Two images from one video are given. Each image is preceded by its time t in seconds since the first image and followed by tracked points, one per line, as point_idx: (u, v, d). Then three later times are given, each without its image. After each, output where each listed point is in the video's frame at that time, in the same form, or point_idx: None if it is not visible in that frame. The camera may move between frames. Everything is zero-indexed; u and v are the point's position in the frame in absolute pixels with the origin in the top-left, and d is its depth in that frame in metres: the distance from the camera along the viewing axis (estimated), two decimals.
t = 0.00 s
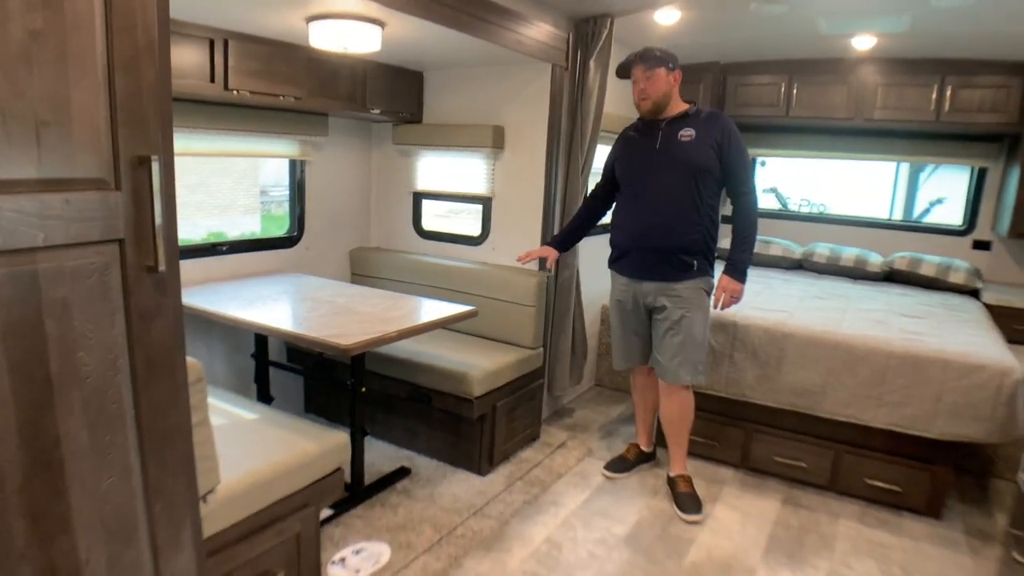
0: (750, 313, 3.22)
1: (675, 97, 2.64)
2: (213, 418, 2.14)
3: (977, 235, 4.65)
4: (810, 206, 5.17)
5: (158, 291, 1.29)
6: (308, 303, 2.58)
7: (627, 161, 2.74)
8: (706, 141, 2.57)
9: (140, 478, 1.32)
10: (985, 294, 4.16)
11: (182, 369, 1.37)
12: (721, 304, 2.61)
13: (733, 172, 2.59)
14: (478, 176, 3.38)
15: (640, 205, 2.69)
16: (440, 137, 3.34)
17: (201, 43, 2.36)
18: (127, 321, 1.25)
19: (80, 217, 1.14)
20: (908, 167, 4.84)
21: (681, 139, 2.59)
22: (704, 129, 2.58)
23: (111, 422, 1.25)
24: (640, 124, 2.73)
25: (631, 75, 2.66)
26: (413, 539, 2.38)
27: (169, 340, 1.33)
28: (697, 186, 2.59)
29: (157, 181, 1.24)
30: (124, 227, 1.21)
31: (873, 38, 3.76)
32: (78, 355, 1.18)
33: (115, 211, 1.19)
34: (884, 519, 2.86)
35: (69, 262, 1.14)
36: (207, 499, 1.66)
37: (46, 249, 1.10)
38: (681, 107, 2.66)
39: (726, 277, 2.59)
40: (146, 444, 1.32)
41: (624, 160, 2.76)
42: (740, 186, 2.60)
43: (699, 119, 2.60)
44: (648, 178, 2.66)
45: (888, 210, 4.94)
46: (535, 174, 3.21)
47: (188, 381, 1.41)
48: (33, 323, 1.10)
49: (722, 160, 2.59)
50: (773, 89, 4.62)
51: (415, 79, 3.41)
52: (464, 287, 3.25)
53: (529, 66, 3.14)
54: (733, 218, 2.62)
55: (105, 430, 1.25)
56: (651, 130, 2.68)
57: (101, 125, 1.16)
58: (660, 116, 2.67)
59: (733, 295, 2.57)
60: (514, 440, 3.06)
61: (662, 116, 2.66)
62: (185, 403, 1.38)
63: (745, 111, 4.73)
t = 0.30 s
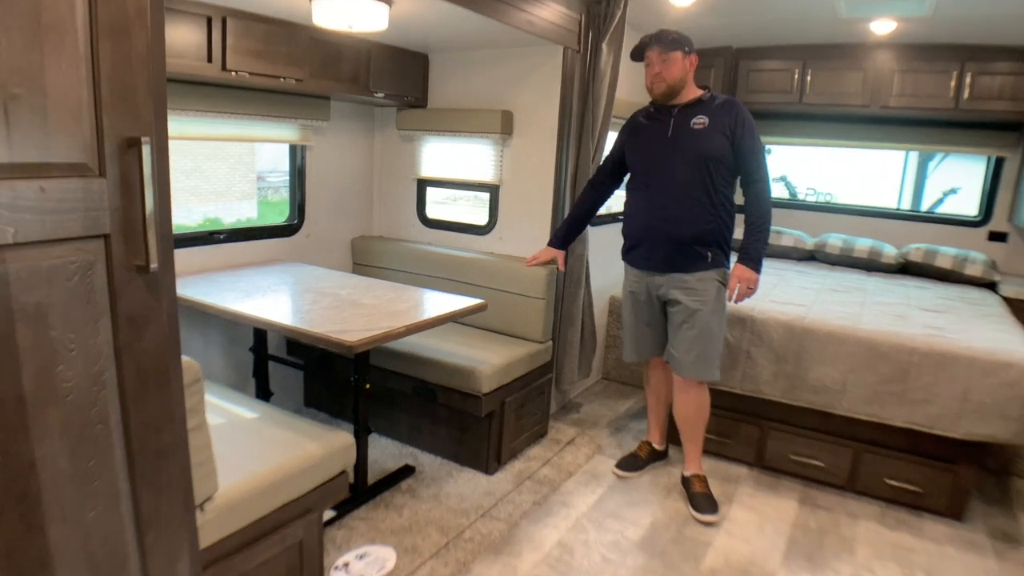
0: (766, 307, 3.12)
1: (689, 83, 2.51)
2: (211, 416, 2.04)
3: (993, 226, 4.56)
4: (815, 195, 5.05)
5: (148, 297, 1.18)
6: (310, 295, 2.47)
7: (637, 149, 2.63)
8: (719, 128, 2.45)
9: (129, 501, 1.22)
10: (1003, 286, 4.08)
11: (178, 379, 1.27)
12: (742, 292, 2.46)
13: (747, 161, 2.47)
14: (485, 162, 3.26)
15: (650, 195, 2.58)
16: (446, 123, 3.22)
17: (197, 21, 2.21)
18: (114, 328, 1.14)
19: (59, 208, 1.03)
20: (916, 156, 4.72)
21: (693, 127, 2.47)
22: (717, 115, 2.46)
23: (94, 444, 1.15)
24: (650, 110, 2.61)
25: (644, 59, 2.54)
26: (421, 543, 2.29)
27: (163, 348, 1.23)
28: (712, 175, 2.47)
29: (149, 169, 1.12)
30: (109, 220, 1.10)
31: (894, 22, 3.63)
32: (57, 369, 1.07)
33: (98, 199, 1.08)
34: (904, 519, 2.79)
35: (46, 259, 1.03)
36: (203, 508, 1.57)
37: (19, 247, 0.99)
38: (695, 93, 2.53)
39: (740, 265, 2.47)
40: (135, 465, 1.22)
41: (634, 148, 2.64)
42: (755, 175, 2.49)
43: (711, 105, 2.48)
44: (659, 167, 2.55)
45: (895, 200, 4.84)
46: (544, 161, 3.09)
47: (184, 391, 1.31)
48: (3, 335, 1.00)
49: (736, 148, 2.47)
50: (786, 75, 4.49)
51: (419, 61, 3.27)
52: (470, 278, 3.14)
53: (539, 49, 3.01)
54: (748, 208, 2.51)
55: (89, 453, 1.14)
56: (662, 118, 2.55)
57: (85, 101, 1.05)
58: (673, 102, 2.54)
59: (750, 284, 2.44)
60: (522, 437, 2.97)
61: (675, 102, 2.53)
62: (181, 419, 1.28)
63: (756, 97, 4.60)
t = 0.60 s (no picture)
0: (780, 319, 3.04)
1: (701, 87, 2.43)
2: (207, 432, 1.97)
3: (1008, 236, 4.46)
4: (824, 202, 4.97)
5: (122, 330, 1.15)
6: (312, 304, 2.40)
7: (649, 158, 2.55)
8: (733, 136, 2.36)
9: (97, 546, 1.19)
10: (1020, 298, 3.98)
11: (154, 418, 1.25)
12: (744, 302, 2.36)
13: (762, 168, 2.39)
14: (491, 169, 3.19)
15: (664, 205, 2.49)
16: (452, 128, 3.15)
17: (197, 22, 2.14)
18: (82, 362, 1.11)
19: (14, 228, 0.98)
20: (926, 164, 4.64)
21: (705, 135, 2.39)
22: (730, 122, 2.37)
23: (59, 490, 1.11)
24: (661, 118, 2.53)
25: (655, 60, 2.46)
26: (423, 562, 2.21)
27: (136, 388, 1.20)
28: (728, 184, 2.39)
29: (116, 182, 1.08)
30: (76, 240, 1.06)
31: (910, 27, 3.55)
32: (17, 411, 1.04)
33: (62, 215, 1.04)
34: (923, 540, 2.69)
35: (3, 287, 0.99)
36: (191, 534, 1.49)
37: None
38: (706, 98, 2.45)
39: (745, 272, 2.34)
40: (106, 510, 1.19)
41: (645, 157, 2.56)
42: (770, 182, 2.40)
43: (724, 112, 2.39)
44: (672, 177, 2.47)
45: (905, 207, 4.75)
46: (553, 167, 3.02)
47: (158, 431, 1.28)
48: None
49: (750, 155, 2.39)
50: (798, 81, 4.41)
51: (425, 65, 3.20)
52: (476, 287, 3.06)
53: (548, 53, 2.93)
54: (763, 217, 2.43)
55: (52, 501, 1.11)
56: (675, 125, 2.47)
57: (45, 112, 1.00)
58: (684, 107, 2.46)
59: (753, 291, 2.32)
60: (528, 451, 2.89)
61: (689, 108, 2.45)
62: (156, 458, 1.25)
63: (768, 103, 4.51)
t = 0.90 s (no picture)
0: (796, 353, 2.92)
1: (722, 114, 2.37)
2: (194, 463, 1.90)
3: None
4: (842, 228, 4.84)
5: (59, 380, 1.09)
6: (312, 331, 2.33)
7: (663, 185, 2.45)
8: (752, 165, 2.29)
9: None
10: None
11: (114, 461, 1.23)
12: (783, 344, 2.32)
13: (781, 199, 2.32)
14: (499, 193, 3.13)
15: (679, 233, 2.39)
16: (460, 152, 3.10)
17: (200, 42, 2.09)
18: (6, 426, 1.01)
19: None
20: (947, 190, 4.51)
21: (724, 163, 2.31)
22: (749, 151, 2.30)
23: None
24: (676, 143, 2.44)
25: (676, 83, 2.41)
26: None
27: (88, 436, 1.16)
28: (745, 215, 2.30)
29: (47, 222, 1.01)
30: None
31: (932, 52, 3.47)
32: None
33: None
34: None
35: None
36: None
37: None
38: (724, 126, 2.38)
39: (785, 317, 2.31)
40: None
41: (659, 183, 2.47)
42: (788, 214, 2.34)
43: (742, 140, 2.32)
44: (687, 205, 2.37)
45: (924, 236, 4.63)
46: (562, 193, 2.95)
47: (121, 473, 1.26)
48: None
49: (769, 185, 2.31)
50: (816, 107, 4.33)
51: (434, 88, 3.17)
52: (481, 315, 2.98)
53: (559, 77, 2.88)
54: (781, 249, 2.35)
55: None
56: (690, 152, 2.38)
57: None
58: (702, 132, 2.38)
59: (796, 335, 2.29)
60: (532, 486, 2.78)
61: (705, 135, 2.37)
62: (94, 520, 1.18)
63: (785, 129, 4.43)
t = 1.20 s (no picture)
0: (824, 392, 2.78)
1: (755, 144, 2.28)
2: (188, 498, 1.84)
3: None
4: (879, 253, 4.65)
5: None
6: (315, 362, 2.28)
7: (686, 212, 2.34)
8: (782, 196, 2.17)
9: None
10: None
11: (88, 500, 1.21)
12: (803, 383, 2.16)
13: (809, 234, 2.20)
14: (514, 222, 3.07)
15: (701, 265, 2.28)
16: (476, 180, 3.06)
17: (209, 71, 2.10)
18: None
19: None
20: (990, 216, 4.31)
21: (751, 193, 2.19)
22: (778, 181, 2.18)
23: None
24: (702, 170, 2.33)
25: (710, 106, 2.31)
26: None
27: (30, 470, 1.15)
28: (772, 249, 2.18)
29: None
30: None
31: (969, 73, 3.32)
32: None
33: None
34: None
35: None
36: None
37: None
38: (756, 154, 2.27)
39: (807, 353, 2.17)
40: None
41: (682, 210, 2.35)
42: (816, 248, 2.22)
43: (772, 169, 2.20)
44: (711, 235, 2.26)
45: (965, 264, 4.42)
46: (578, 222, 2.87)
47: (92, 517, 1.23)
48: None
49: (798, 217, 2.19)
50: (847, 131, 4.19)
51: (450, 114, 3.14)
52: (494, 346, 2.91)
53: (575, 103, 2.83)
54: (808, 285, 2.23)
55: None
56: (715, 182, 2.28)
57: None
58: (733, 159, 2.26)
59: (820, 375, 2.14)
60: (542, 527, 2.67)
61: (730, 165, 2.26)
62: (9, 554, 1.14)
63: (815, 152, 4.30)
